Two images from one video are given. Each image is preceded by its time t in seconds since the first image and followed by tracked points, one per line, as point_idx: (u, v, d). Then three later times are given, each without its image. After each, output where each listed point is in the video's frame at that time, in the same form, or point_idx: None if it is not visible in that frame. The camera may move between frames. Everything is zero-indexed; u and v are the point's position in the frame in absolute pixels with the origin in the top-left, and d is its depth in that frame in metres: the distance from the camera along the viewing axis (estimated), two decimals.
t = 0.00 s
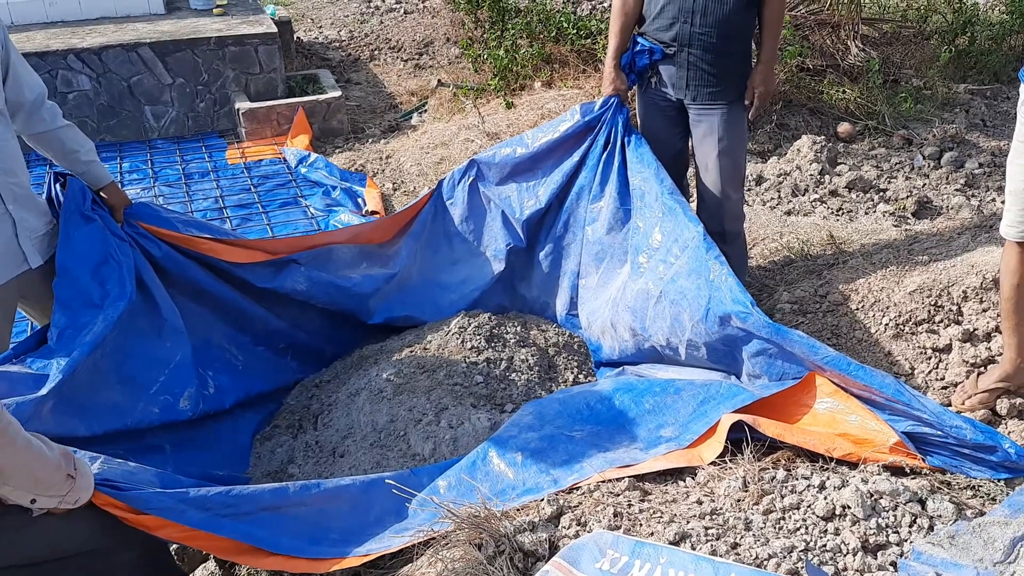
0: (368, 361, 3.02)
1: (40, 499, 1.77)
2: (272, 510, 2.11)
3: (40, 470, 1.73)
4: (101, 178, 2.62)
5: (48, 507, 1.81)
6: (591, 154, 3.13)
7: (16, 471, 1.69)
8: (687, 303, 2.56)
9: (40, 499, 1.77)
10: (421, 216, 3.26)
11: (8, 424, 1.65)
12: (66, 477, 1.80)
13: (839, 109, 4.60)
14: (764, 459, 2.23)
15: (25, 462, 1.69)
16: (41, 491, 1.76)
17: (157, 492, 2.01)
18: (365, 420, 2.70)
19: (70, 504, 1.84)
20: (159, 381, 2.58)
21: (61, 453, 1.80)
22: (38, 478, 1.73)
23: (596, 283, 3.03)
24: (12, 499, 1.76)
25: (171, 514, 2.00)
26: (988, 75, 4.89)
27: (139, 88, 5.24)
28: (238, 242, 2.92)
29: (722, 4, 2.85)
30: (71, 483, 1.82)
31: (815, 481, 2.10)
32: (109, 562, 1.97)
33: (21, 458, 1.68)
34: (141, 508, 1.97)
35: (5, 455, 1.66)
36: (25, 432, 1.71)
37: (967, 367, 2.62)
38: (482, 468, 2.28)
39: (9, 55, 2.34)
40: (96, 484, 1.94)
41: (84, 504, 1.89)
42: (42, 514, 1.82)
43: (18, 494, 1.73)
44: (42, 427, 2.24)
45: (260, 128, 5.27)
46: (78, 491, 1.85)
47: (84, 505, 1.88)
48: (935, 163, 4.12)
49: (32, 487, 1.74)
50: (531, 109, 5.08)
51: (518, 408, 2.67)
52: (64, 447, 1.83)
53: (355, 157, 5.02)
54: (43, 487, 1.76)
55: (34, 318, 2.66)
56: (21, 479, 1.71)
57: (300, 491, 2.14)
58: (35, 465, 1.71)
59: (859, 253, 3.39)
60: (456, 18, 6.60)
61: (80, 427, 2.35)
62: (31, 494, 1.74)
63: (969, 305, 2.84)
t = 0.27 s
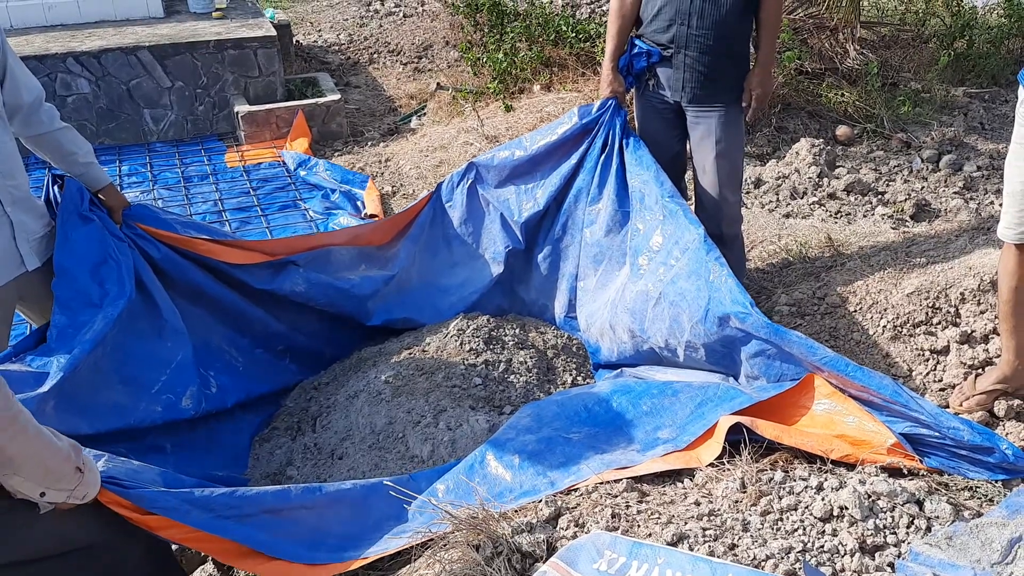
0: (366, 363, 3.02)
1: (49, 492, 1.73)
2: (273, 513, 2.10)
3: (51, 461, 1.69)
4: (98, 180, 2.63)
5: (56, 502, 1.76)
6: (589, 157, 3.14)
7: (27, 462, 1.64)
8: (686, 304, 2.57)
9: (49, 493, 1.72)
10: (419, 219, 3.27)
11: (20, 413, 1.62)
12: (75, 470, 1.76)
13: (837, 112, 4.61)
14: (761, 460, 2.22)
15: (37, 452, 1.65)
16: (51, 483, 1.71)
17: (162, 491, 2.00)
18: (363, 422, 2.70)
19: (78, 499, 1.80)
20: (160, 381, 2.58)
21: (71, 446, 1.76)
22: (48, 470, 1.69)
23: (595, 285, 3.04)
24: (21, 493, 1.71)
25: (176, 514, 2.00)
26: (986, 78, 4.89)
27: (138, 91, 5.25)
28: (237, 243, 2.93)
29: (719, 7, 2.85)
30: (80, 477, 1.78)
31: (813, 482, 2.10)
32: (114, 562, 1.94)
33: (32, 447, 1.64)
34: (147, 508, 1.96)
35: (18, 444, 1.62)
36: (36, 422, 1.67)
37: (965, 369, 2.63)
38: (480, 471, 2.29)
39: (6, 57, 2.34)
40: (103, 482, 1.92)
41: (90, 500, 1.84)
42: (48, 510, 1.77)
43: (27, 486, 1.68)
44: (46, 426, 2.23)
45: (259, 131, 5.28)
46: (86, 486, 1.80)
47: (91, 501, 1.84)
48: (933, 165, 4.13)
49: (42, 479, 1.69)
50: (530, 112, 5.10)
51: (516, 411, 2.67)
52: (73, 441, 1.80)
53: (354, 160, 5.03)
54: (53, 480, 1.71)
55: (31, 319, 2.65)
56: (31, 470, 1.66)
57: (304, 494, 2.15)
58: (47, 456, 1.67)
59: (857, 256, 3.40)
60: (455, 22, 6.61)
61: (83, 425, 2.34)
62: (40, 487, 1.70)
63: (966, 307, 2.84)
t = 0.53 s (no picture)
0: (364, 366, 3.02)
1: (50, 491, 1.72)
2: (272, 515, 2.10)
3: (53, 460, 1.68)
4: (97, 183, 2.64)
5: (58, 501, 1.76)
6: (587, 160, 3.15)
7: (29, 460, 1.64)
8: (686, 305, 2.57)
9: (51, 492, 1.72)
10: (417, 222, 3.27)
11: (21, 412, 1.61)
12: (77, 468, 1.76)
13: (836, 115, 4.62)
14: (759, 463, 2.22)
15: (39, 450, 1.65)
16: (52, 482, 1.71)
17: (162, 492, 2.00)
18: (361, 425, 2.70)
19: (80, 498, 1.80)
20: (158, 383, 2.58)
21: (72, 444, 1.76)
22: (51, 468, 1.69)
23: (594, 288, 3.04)
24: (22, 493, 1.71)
25: (176, 515, 1.99)
26: (984, 81, 4.90)
27: (137, 94, 5.25)
28: (236, 246, 2.93)
29: (716, 9, 2.85)
30: (82, 476, 1.78)
31: (811, 485, 2.09)
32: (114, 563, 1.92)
33: (34, 447, 1.64)
34: (147, 508, 1.96)
35: (20, 443, 1.61)
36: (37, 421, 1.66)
37: (963, 372, 2.63)
38: (478, 474, 2.29)
39: (3, 61, 2.33)
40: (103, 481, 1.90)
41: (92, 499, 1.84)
42: (50, 509, 1.77)
43: (29, 485, 1.68)
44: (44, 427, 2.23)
45: (258, 134, 5.28)
46: (87, 485, 1.80)
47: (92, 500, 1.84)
48: (931, 169, 4.14)
49: (43, 478, 1.69)
50: (528, 115, 5.10)
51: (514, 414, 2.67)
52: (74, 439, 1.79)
53: (352, 163, 5.03)
54: (55, 479, 1.71)
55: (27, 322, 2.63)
56: (33, 469, 1.66)
57: (304, 497, 2.15)
58: (49, 454, 1.67)
59: (856, 259, 3.40)
60: (454, 25, 6.62)
61: (81, 427, 2.34)
62: (43, 486, 1.70)
63: (964, 310, 2.84)
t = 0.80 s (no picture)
0: (364, 370, 3.01)
1: (47, 494, 1.71)
2: (271, 518, 2.09)
3: (50, 462, 1.67)
4: (95, 186, 2.63)
5: (55, 504, 1.75)
6: (586, 163, 3.15)
7: (25, 463, 1.62)
8: (690, 307, 2.56)
9: (48, 495, 1.70)
10: (416, 225, 3.26)
11: (17, 414, 1.60)
12: (73, 471, 1.74)
13: (835, 118, 4.61)
14: (760, 467, 2.21)
15: (35, 453, 1.63)
16: (49, 485, 1.69)
17: (162, 494, 1.99)
18: (360, 429, 2.69)
19: (77, 500, 1.78)
20: (157, 387, 2.56)
21: (68, 446, 1.74)
22: (47, 471, 1.67)
23: (594, 291, 3.03)
24: (19, 497, 1.69)
25: (177, 518, 1.98)
26: (983, 84, 4.89)
27: (135, 97, 5.24)
28: (235, 249, 2.92)
29: (716, 11, 2.86)
30: (79, 478, 1.76)
31: (812, 489, 2.08)
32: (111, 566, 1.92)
33: (30, 450, 1.62)
34: (147, 511, 1.95)
35: (16, 446, 1.59)
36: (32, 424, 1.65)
37: (964, 375, 2.62)
38: (478, 478, 2.28)
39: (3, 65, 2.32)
40: (103, 484, 1.89)
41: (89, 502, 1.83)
42: (47, 512, 1.76)
43: (26, 489, 1.66)
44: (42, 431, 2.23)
45: (256, 137, 5.28)
46: (85, 488, 1.79)
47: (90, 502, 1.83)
48: (930, 171, 4.13)
49: (40, 482, 1.67)
50: (527, 118, 5.10)
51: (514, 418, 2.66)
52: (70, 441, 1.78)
53: (351, 166, 5.02)
54: (52, 482, 1.69)
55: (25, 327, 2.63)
56: (30, 472, 1.64)
57: (304, 500, 2.13)
58: (45, 457, 1.65)
59: (856, 261, 3.39)
60: (452, 28, 6.62)
61: (78, 432, 2.33)
62: (39, 489, 1.68)
63: (965, 312, 2.84)
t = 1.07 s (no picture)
0: (364, 373, 3.00)
1: (41, 505, 1.71)
2: (271, 523, 2.08)
3: (42, 473, 1.68)
4: (94, 190, 2.62)
5: (49, 515, 1.76)
6: (587, 164, 3.14)
7: (18, 474, 1.64)
8: (693, 309, 2.55)
9: (41, 505, 1.71)
10: (416, 228, 3.25)
11: (9, 424, 1.61)
12: (67, 481, 1.75)
13: (836, 118, 4.61)
14: (763, 470, 2.21)
15: (28, 463, 1.64)
16: (42, 495, 1.70)
17: (159, 502, 1.98)
18: (361, 432, 2.68)
19: (72, 511, 1.79)
20: (156, 390, 2.55)
21: (63, 457, 1.75)
22: (40, 482, 1.68)
23: (595, 293, 3.02)
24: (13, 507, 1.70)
25: (175, 525, 1.98)
26: (984, 84, 4.88)
27: (135, 99, 5.23)
28: (235, 252, 2.91)
29: (720, 17, 2.88)
30: (73, 489, 1.77)
31: (815, 493, 2.08)
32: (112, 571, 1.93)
33: (20, 463, 1.63)
34: (145, 518, 1.95)
35: (8, 456, 1.61)
36: (25, 434, 1.66)
37: (967, 377, 2.61)
38: (479, 481, 2.26)
39: (2, 67, 2.32)
40: (100, 493, 1.90)
41: (85, 512, 1.83)
42: (42, 522, 1.77)
43: (18, 499, 1.67)
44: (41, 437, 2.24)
45: (256, 139, 5.27)
46: (81, 498, 1.79)
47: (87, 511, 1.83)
48: (932, 172, 4.13)
49: (32, 492, 1.68)
50: (528, 119, 5.09)
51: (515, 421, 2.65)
52: (65, 452, 1.79)
53: (351, 168, 5.01)
54: (45, 492, 1.70)
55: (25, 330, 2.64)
56: (22, 482, 1.65)
57: (303, 505, 2.12)
58: (38, 467, 1.66)
59: (857, 263, 3.39)
60: (452, 30, 6.61)
61: (77, 437, 2.33)
62: (32, 499, 1.69)
63: (968, 315, 2.83)
